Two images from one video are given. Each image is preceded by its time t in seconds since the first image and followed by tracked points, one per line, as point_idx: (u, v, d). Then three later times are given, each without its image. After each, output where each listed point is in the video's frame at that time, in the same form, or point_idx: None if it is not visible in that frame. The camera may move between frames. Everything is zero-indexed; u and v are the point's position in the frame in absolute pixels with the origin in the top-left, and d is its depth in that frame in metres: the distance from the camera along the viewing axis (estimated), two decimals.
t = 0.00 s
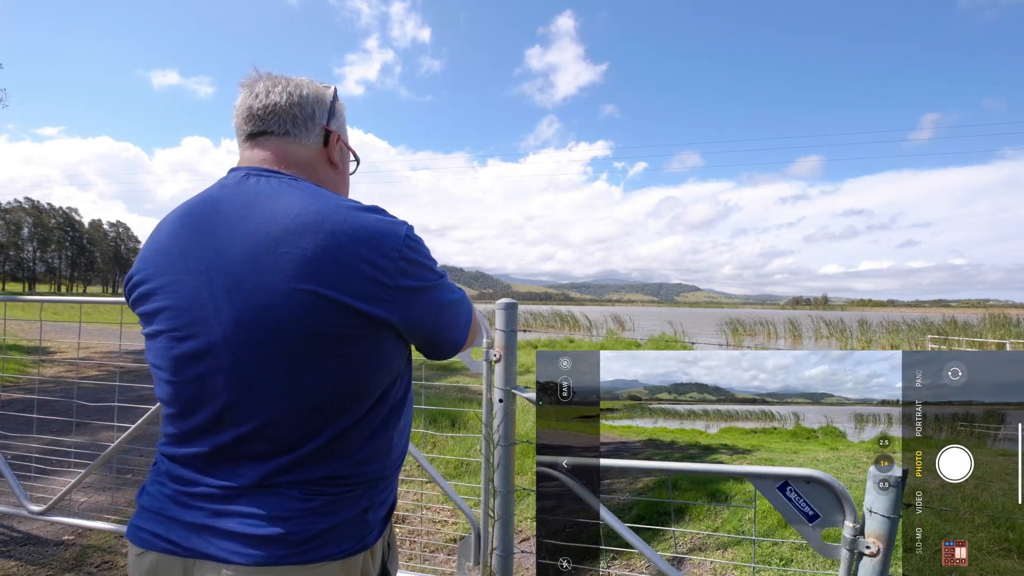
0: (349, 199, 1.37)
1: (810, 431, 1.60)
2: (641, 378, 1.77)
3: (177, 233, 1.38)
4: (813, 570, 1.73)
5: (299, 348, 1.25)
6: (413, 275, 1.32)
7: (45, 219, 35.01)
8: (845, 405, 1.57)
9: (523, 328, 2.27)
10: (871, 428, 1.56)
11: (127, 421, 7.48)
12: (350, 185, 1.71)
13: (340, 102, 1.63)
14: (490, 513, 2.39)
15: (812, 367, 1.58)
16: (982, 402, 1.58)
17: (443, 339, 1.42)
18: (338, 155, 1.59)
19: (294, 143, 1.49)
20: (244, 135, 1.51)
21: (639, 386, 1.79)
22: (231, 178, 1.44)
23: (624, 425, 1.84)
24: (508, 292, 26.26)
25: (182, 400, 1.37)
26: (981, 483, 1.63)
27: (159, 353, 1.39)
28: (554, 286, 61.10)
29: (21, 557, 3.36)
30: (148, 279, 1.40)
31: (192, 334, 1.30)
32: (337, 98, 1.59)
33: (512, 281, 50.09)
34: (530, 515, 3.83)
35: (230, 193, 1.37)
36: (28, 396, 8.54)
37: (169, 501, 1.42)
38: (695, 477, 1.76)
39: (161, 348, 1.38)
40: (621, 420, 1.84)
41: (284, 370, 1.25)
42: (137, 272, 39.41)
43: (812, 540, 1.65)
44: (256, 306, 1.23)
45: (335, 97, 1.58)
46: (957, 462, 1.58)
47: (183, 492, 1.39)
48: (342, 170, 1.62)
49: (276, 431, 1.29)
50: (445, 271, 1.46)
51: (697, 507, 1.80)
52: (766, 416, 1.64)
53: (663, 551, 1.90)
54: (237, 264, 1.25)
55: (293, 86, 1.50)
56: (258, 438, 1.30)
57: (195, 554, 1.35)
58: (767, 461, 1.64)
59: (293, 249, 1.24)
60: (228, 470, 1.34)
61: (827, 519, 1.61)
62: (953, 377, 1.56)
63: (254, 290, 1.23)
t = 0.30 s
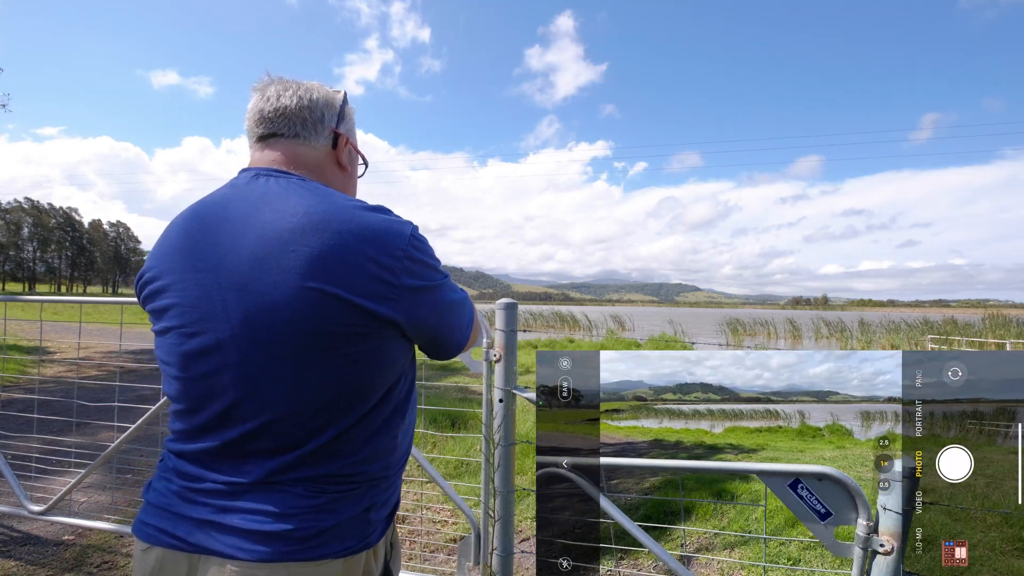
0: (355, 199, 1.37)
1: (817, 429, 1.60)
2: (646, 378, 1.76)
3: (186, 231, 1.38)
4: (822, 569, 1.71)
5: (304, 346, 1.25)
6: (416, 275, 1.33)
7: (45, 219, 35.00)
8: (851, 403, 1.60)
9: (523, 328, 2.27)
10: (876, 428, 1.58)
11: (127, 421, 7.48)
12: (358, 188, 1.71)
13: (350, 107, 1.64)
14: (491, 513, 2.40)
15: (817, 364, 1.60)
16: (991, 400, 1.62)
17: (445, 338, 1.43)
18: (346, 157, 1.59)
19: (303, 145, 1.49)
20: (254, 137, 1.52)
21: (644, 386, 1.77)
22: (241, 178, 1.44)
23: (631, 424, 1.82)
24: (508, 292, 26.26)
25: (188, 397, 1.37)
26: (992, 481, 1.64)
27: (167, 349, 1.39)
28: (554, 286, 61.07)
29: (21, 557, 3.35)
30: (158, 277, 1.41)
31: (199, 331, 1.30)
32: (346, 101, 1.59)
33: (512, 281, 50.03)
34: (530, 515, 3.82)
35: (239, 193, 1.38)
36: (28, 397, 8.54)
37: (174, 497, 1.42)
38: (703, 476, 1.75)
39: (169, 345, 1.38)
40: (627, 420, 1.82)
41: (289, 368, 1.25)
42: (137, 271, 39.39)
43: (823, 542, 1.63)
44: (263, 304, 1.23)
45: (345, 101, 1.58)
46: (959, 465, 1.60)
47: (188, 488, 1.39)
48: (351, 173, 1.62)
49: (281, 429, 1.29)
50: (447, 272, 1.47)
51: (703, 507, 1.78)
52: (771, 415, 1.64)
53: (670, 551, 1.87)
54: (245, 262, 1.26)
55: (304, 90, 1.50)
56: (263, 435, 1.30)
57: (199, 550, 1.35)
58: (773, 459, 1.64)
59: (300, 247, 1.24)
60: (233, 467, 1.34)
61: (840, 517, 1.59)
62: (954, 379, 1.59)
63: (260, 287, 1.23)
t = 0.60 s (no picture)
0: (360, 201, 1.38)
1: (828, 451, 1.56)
2: (661, 402, 1.70)
3: (193, 232, 1.39)
4: None
5: (309, 346, 1.25)
6: (421, 277, 1.33)
7: (45, 219, 35.00)
8: (863, 424, 1.55)
9: (523, 327, 2.27)
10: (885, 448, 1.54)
11: (127, 421, 7.49)
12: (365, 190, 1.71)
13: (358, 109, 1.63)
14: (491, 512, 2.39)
15: (826, 388, 1.55)
16: (1008, 419, 1.51)
17: (448, 340, 1.43)
18: (353, 160, 1.59)
19: (310, 147, 1.49)
20: (261, 138, 1.52)
21: (658, 410, 1.71)
22: (249, 179, 1.45)
23: (642, 445, 1.74)
24: (508, 291, 26.27)
25: (194, 396, 1.37)
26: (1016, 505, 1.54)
27: (173, 348, 1.39)
28: (554, 286, 61.06)
29: (21, 557, 3.36)
30: (164, 276, 1.41)
31: (205, 331, 1.30)
32: (354, 104, 1.59)
33: (512, 281, 50.01)
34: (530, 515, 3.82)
35: (245, 193, 1.38)
36: (29, 396, 8.55)
37: (179, 494, 1.42)
38: (714, 497, 1.67)
39: (175, 344, 1.38)
40: (641, 443, 1.74)
41: (294, 369, 1.25)
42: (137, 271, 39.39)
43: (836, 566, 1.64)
44: (268, 303, 1.23)
45: (352, 104, 1.58)
46: (958, 463, 1.55)
47: (193, 486, 1.39)
48: (358, 175, 1.62)
49: (286, 428, 1.29)
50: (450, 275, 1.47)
51: (713, 529, 1.71)
52: (782, 436, 1.57)
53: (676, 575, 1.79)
54: (251, 262, 1.26)
55: (312, 92, 1.50)
56: (268, 434, 1.30)
57: (203, 548, 1.35)
58: (784, 481, 1.58)
59: (305, 247, 1.24)
60: (238, 465, 1.34)
61: (854, 541, 1.61)
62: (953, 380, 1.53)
63: (265, 287, 1.24)
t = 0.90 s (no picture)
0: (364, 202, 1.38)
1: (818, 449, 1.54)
2: (649, 399, 1.71)
3: (200, 232, 1.39)
4: None
5: (314, 347, 1.25)
6: (424, 278, 1.33)
7: (44, 219, 35.01)
8: (851, 423, 1.53)
9: (523, 327, 2.27)
10: (879, 445, 1.53)
11: (128, 421, 7.49)
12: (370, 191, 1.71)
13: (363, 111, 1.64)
14: (490, 513, 2.40)
15: (815, 387, 1.54)
16: (984, 417, 1.51)
17: (451, 341, 1.43)
18: (358, 161, 1.59)
19: (315, 149, 1.49)
20: (268, 140, 1.52)
21: (646, 406, 1.71)
22: (254, 180, 1.45)
23: (626, 441, 1.75)
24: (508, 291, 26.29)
25: (200, 395, 1.37)
26: (991, 498, 1.53)
27: (178, 347, 1.39)
28: (554, 286, 61.05)
29: (21, 557, 3.36)
30: (170, 276, 1.42)
31: (211, 330, 1.30)
32: (360, 106, 1.60)
33: (512, 281, 50.05)
34: (530, 515, 3.82)
35: (251, 195, 1.39)
36: (29, 396, 8.56)
37: (184, 493, 1.42)
38: (702, 495, 1.66)
39: (180, 344, 1.38)
40: (627, 440, 1.74)
41: (298, 369, 1.26)
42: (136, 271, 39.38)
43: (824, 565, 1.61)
44: (273, 304, 1.23)
45: (358, 106, 1.59)
46: (959, 462, 1.53)
47: (198, 485, 1.39)
48: (363, 176, 1.62)
49: (290, 428, 1.29)
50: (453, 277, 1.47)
51: (701, 527, 1.72)
52: (772, 434, 1.58)
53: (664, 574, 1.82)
54: (256, 263, 1.26)
55: (318, 94, 1.50)
56: (273, 433, 1.30)
57: (208, 547, 1.35)
58: (773, 478, 1.59)
59: (310, 248, 1.24)
60: (242, 465, 1.34)
61: (838, 537, 1.58)
62: (952, 379, 1.50)
63: (270, 287, 1.24)
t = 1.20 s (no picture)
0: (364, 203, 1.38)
1: (815, 447, 1.54)
2: (648, 402, 1.70)
3: (203, 233, 1.39)
4: None
5: (314, 347, 1.25)
6: (425, 278, 1.33)
7: (44, 219, 35.02)
8: (850, 421, 1.52)
9: (523, 327, 2.27)
10: (878, 445, 1.52)
11: (128, 421, 7.50)
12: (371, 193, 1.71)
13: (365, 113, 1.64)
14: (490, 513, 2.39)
15: (813, 386, 1.54)
16: (983, 412, 1.53)
17: (452, 341, 1.43)
18: (359, 163, 1.59)
19: (317, 150, 1.49)
20: (269, 143, 1.52)
21: (645, 409, 1.71)
22: (255, 182, 1.45)
23: (627, 443, 1.75)
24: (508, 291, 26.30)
25: (202, 395, 1.37)
26: (995, 494, 1.54)
27: (181, 348, 1.40)
28: (554, 285, 61.03)
29: (21, 557, 3.35)
30: (173, 276, 1.42)
31: (212, 331, 1.30)
32: (361, 107, 1.60)
33: (512, 281, 50.07)
34: (530, 515, 3.82)
35: (253, 196, 1.39)
36: (28, 396, 8.56)
37: (187, 493, 1.42)
38: (700, 497, 1.66)
39: (182, 344, 1.39)
40: (627, 442, 1.75)
41: (300, 369, 1.26)
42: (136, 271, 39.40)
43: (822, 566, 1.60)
44: (275, 304, 1.23)
45: (360, 107, 1.59)
46: (956, 462, 1.53)
47: (200, 485, 1.39)
48: (364, 178, 1.62)
49: (292, 428, 1.29)
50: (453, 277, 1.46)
51: (701, 529, 1.71)
52: (770, 434, 1.57)
53: None
54: (257, 263, 1.26)
55: (320, 96, 1.51)
56: (275, 433, 1.30)
57: (211, 546, 1.35)
58: (771, 478, 1.58)
59: (310, 248, 1.24)
60: (245, 465, 1.34)
61: (834, 536, 1.58)
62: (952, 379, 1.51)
63: (272, 288, 1.24)
